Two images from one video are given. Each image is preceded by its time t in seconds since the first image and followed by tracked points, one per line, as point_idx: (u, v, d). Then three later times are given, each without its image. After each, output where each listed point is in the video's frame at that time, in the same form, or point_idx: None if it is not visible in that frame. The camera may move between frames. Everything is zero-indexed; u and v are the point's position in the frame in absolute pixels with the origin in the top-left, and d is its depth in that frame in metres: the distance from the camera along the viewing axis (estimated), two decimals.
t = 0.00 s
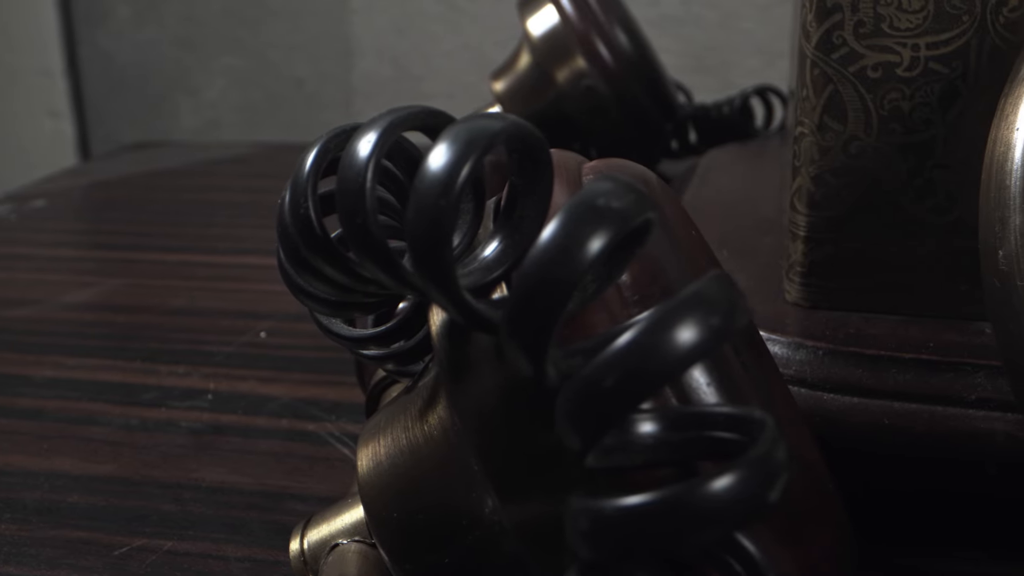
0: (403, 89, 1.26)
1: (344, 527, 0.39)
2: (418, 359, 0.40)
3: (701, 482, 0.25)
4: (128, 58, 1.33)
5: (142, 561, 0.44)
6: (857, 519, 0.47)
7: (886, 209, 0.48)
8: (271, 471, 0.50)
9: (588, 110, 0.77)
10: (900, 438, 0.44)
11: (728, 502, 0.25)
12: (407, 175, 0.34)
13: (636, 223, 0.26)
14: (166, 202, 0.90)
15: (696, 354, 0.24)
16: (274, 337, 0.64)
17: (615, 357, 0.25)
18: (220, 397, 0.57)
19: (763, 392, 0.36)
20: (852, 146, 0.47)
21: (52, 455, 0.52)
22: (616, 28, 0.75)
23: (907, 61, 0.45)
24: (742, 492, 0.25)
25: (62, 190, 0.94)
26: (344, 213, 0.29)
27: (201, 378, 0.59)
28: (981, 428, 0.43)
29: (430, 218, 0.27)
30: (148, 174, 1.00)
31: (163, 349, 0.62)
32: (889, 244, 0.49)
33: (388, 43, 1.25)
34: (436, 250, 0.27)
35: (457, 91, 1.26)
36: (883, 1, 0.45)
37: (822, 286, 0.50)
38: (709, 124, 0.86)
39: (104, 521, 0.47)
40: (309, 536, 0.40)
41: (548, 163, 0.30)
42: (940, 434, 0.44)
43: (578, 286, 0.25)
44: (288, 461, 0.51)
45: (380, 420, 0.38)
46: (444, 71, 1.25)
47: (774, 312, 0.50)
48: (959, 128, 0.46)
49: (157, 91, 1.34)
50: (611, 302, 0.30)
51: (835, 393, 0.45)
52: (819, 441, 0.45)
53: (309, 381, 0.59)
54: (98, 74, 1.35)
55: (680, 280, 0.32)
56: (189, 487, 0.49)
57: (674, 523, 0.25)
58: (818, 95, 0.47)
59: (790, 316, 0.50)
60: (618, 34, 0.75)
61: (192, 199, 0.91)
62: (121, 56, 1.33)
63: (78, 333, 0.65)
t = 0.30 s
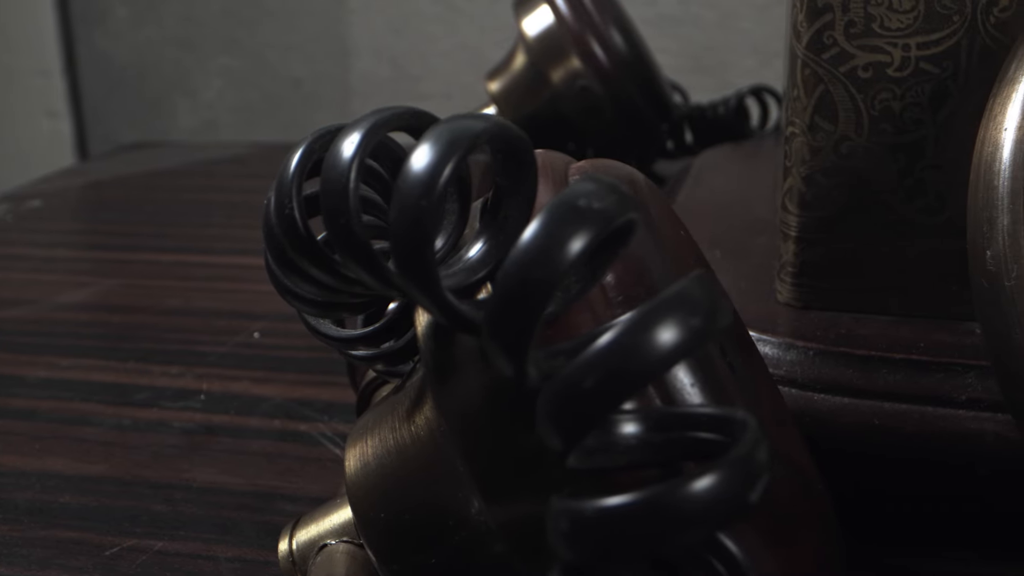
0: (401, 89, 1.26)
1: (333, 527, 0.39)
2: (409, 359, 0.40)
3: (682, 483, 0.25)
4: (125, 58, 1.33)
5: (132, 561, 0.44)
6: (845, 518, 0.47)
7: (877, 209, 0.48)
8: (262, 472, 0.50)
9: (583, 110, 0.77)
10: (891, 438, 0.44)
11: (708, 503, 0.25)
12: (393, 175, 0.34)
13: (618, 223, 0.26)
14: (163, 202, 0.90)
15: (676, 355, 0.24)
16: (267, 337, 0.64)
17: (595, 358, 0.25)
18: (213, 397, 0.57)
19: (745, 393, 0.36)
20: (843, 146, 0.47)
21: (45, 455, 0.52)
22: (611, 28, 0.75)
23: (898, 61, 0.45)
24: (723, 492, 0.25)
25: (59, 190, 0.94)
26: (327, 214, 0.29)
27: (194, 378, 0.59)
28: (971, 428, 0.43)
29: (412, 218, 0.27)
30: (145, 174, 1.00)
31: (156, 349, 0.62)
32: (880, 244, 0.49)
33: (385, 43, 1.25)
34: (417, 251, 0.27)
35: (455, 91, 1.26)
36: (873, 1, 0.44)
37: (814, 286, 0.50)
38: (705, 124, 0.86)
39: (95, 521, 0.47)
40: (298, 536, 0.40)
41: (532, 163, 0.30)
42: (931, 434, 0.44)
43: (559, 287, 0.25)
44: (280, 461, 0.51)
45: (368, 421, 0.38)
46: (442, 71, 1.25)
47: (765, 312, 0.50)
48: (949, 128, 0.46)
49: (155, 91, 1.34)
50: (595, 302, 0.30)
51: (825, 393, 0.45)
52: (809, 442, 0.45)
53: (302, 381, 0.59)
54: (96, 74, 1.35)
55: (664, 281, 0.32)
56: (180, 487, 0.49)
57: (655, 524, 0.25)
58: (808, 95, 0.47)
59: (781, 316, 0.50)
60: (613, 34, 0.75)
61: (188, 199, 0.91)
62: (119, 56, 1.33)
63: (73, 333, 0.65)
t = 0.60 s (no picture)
0: (399, 89, 1.26)
1: (321, 528, 0.39)
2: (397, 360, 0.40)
3: (663, 485, 0.25)
4: (123, 58, 1.33)
5: (123, 562, 0.44)
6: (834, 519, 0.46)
7: (868, 210, 0.48)
8: (254, 472, 0.50)
9: (579, 110, 0.77)
10: (881, 438, 0.44)
11: (689, 503, 0.25)
12: (378, 175, 0.34)
13: (600, 223, 0.26)
14: (158, 202, 0.91)
15: (657, 356, 0.24)
16: (261, 337, 0.64)
17: (575, 359, 0.25)
18: (206, 398, 0.57)
19: (731, 394, 0.36)
20: (834, 146, 0.47)
21: (37, 455, 0.52)
22: (606, 28, 0.75)
23: (889, 61, 0.45)
24: (704, 493, 0.25)
25: (56, 191, 0.95)
26: (310, 215, 0.29)
27: (187, 378, 0.59)
28: (961, 428, 0.43)
29: (393, 220, 0.27)
30: (141, 174, 1.00)
31: (150, 349, 0.62)
32: (871, 245, 0.49)
33: (383, 43, 1.25)
34: (399, 252, 0.27)
35: (452, 91, 1.26)
36: (863, 1, 0.44)
37: (805, 286, 0.50)
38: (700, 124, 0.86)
39: (86, 521, 0.47)
40: (287, 536, 0.40)
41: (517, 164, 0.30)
42: (921, 434, 0.44)
43: (540, 288, 0.25)
44: (272, 461, 0.51)
45: (356, 422, 0.38)
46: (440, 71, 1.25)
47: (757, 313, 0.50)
48: (940, 128, 0.46)
49: (153, 91, 1.34)
50: (580, 303, 0.30)
51: (816, 394, 0.45)
52: (799, 442, 0.45)
53: (295, 381, 0.59)
54: (94, 74, 1.35)
55: (649, 281, 0.32)
56: (172, 487, 0.49)
57: (635, 526, 0.25)
58: (799, 95, 0.47)
59: (772, 317, 0.50)
60: (608, 34, 0.75)
61: (184, 199, 0.92)
62: (117, 56, 1.33)
63: (67, 333, 0.65)
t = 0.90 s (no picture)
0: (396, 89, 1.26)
1: (307, 528, 0.39)
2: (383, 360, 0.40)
3: (639, 485, 0.25)
4: (120, 58, 1.33)
5: (111, 562, 0.44)
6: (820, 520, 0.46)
7: (857, 210, 0.48)
8: (243, 472, 0.50)
9: (573, 109, 0.77)
10: (870, 438, 0.44)
11: (665, 503, 0.25)
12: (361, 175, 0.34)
13: (577, 223, 0.26)
14: (154, 202, 0.91)
15: (632, 356, 0.24)
16: (253, 338, 0.64)
17: (551, 359, 0.25)
18: (197, 398, 0.57)
19: (715, 395, 0.36)
20: (823, 147, 0.47)
21: (27, 455, 0.52)
22: (600, 28, 0.75)
23: (877, 61, 0.45)
24: (680, 493, 0.25)
25: (51, 191, 0.95)
26: (291, 215, 0.29)
27: (179, 378, 0.59)
28: (950, 428, 0.43)
29: (371, 220, 0.27)
30: (138, 174, 1.00)
31: (142, 350, 0.62)
32: (861, 245, 0.48)
33: (380, 43, 1.25)
34: (377, 252, 0.27)
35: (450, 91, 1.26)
36: (852, 1, 0.44)
37: (795, 286, 0.50)
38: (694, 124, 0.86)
39: (75, 521, 0.47)
40: (273, 536, 0.40)
41: (498, 164, 0.30)
42: (909, 434, 0.44)
43: (517, 288, 0.25)
44: (262, 462, 0.51)
45: (341, 422, 0.38)
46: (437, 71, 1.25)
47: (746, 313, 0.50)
48: (929, 128, 0.46)
49: (150, 91, 1.34)
50: (561, 303, 0.30)
51: (804, 394, 0.45)
52: (787, 442, 0.45)
53: (286, 381, 0.59)
54: (91, 74, 1.35)
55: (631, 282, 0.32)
56: (161, 488, 0.49)
57: (611, 526, 0.24)
58: (788, 95, 0.47)
59: (762, 317, 0.50)
60: (603, 34, 0.75)
61: (180, 199, 0.92)
62: (114, 56, 1.33)
63: (59, 333, 0.65)
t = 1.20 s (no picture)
0: (393, 88, 1.26)
1: (295, 529, 0.39)
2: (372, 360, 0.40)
3: (620, 485, 0.25)
4: (118, 58, 1.33)
5: (102, 562, 0.44)
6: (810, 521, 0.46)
7: (848, 210, 0.48)
8: (234, 472, 0.50)
9: (568, 109, 0.77)
10: (860, 439, 0.44)
11: (646, 503, 0.25)
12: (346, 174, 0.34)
13: (557, 223, 0.26)
14: (150, 202, 0.91)
15: (612, 356, 0.24)
16: (246, 338, 0.64)
17: (531, 359, 0.25)
18: (189, 398, 0.57)
19: (701, 395, 0.36)
20: (813, 147, 0.47)
21: (19, 455, 0.52)
22: (595, 28, 0.75)
23: (868, 61, 0.45)
24: (660, 493, 0.25)
25: (48, 191, 0.95)
26: (274, 216, 0.29)
27: (171, 378, 0.59)
28: (939, 429, 0.43)
29: (352, 221, 0.27)
30: (135, 175, 1.00)
31: (135, 350, 0.62)
32: (852, 244, 0.48)
33: (378, 43, 1.25)
34: (359, 253, 0.27)
35: (447, 91, 1.26)
36: (842, 1, 0.44)
37: (786, 286, 0.50)
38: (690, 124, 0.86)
39: (66, 521, 0.47)
40: (261, 537, 0.40)
41: (481, 164, 0.30)
42: (899, 435, 0.44)
43: (497, 287, 0.25)
44: (254, 461, 0.51)
45: (329, 422, 0.38)
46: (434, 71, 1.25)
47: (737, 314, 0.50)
48: (920, 128, 0.46)
49: (147, 92, 1.34)
50: (545, 303, 0.30)
51: (795, 394, 0.45)
52: (777, 442, 0.45)
53: (278, 381, 0.59)
54: (89, 74, 1.35)
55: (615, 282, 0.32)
56: (153, 488, 0.49)
57: (591, 526, 0.24)
58: (779, 95, 0.47)
59: (752, 317, 0.50)
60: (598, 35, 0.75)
61: (175, 199, 0.92)
62: (111, 56, 1.33)
63: (53, 333, 0.65)
